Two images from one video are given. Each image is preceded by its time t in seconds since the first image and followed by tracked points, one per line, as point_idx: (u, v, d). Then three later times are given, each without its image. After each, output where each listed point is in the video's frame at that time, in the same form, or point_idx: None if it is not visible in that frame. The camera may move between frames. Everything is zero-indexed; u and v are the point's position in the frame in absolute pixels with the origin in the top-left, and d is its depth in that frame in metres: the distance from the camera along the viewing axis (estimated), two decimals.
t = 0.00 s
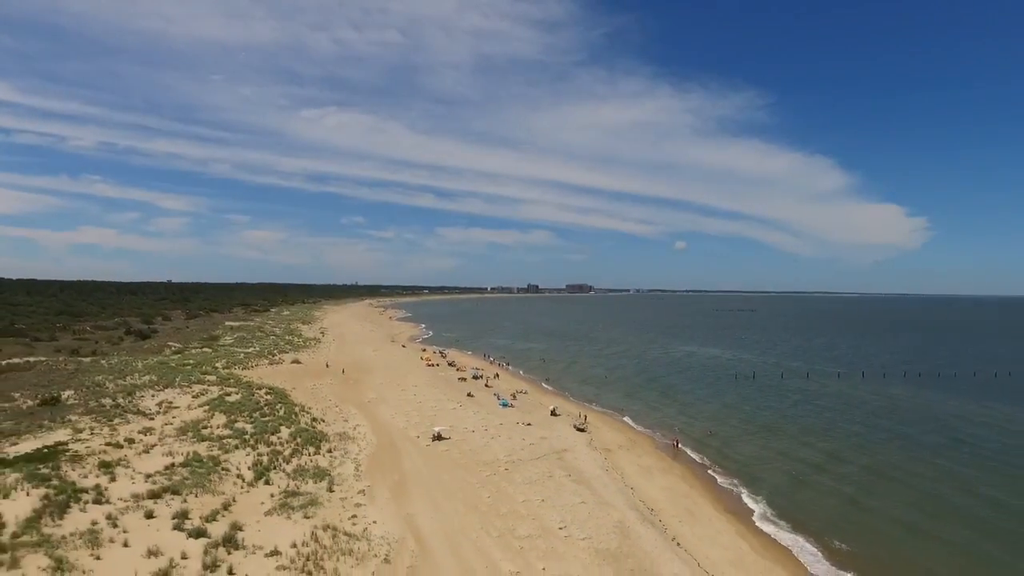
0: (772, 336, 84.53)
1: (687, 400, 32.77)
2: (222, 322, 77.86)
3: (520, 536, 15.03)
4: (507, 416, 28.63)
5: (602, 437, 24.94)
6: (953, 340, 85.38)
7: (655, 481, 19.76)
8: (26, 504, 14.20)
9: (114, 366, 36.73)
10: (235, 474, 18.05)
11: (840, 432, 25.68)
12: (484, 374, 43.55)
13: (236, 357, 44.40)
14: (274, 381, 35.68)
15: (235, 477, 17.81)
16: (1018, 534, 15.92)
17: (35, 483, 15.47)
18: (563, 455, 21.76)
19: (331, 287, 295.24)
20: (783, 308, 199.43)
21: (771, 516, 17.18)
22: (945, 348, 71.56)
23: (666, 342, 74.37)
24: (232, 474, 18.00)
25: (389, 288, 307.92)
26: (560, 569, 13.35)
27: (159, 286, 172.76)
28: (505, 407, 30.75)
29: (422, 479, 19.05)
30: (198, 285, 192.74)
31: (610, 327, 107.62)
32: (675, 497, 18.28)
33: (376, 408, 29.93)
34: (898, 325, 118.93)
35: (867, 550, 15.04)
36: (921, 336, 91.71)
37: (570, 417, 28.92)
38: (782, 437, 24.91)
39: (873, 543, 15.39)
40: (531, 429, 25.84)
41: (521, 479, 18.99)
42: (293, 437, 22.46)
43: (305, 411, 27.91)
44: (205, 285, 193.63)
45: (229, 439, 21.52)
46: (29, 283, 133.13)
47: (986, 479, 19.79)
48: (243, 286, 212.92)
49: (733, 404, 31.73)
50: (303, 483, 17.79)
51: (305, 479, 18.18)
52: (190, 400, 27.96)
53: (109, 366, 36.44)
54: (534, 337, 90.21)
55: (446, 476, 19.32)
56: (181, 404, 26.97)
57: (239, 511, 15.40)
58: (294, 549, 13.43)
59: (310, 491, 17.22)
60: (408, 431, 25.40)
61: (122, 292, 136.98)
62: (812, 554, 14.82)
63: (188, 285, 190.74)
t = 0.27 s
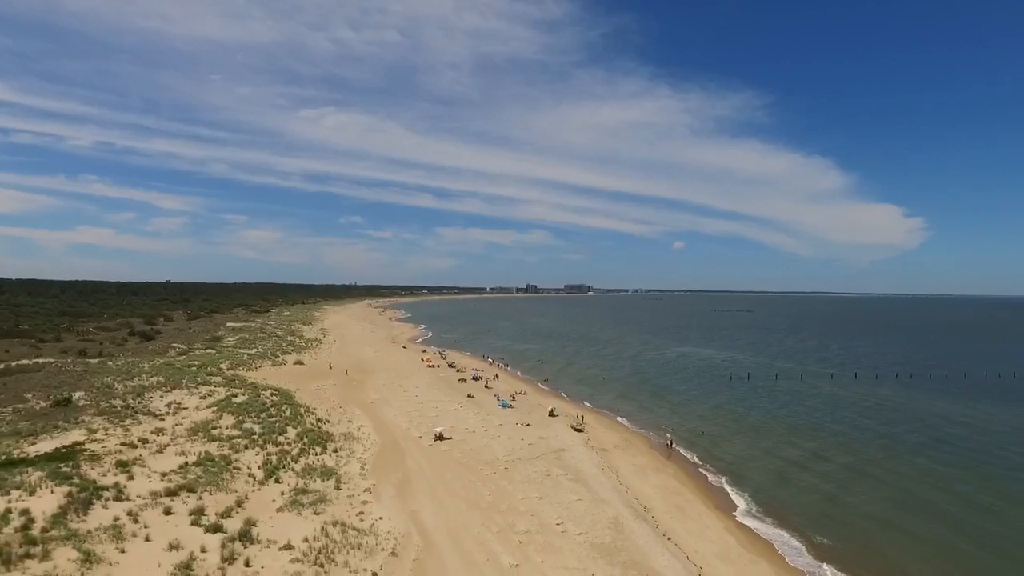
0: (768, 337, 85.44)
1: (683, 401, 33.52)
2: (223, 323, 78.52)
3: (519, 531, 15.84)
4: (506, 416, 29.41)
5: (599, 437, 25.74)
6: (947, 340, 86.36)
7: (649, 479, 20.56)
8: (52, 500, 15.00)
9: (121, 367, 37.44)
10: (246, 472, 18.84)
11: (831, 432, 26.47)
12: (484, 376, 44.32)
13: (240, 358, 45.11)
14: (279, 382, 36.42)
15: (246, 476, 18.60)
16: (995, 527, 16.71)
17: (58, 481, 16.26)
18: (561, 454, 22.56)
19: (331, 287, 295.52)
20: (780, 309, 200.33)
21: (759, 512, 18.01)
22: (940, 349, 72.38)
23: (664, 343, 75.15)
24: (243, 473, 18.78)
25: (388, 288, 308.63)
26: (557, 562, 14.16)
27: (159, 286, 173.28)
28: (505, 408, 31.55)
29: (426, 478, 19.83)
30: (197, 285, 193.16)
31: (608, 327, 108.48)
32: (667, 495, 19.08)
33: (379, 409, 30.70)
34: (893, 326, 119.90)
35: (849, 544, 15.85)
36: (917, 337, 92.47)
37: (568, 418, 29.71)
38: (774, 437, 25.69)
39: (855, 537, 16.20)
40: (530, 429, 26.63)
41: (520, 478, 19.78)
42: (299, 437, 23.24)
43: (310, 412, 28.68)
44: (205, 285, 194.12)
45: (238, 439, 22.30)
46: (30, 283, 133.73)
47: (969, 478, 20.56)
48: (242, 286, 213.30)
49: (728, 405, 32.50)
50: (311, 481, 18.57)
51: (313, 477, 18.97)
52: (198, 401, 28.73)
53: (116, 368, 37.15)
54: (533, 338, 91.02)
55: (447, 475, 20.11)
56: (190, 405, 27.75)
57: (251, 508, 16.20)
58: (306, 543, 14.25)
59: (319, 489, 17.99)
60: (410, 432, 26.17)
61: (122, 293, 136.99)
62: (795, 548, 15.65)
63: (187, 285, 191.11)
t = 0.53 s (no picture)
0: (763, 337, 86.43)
1: (677, 402, 34.33)
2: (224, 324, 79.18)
3: (517, 526, 16.67)
4: (505, 417, 30.23)
5: (595, 437, 26.57)
6: (939, 342, 87.45)
7: (642, 477, 21.40)
8: (73, 498, 15.76)
9: (126, 369, 38.11)
10: (256, 471, 19.61)
11: (819, 432, 27.30)
12: (483, 377, 45.11)
13: (242, 360, 45.81)
14: (282, 383, 37.16)
15: (255, 474, 19.37)
16: (971, 522, 17.53)
17: (77, 479, 17.01)
18: (558, 454, 23.40)
19: (329, 287, 295.81)
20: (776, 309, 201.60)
21: (747, 508, 18.85)
22: (931, 350, 73.43)
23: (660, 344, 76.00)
24: (253, 471, 19.56)
25: (385, 288, 309.30)
26: (553, 555, 14.99)
27: (158, 287, 173.93)
28: (503, 409, 32.36)
29: (428, 476, 20.65)
30: (195, 285, 193.62)
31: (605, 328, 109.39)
32: (659, 492, 19.93)
33: (380, 410, 31.48)
34: (887, 327, 121.04)
35: (832, 539, 16.67)
36: (910, 338, 93.52)
37: (565, 418, 30.52)
38: (764, 437, 26.51)
39: (838, 532, 17.02)
40: (528, 429, 27.44)
41: (518, 476, 20.61)
42: (305, 437, 24.02)
43: (314, 412, 29.45)
44: (203, 285, 194.46)
45: (246, 439, 23.06)
46: (28, 283, 134.09)
47: (950, 477, 21.39)
48: (240, 286, 213.64)
49: (720, 406, 33.32)
50: (318, 480, 19.36)
51: (320, 476, 19.75)
52: (205, 402, 29.47)
53: (122, 369, 37.82)
54: (531, 338, 91.81)
55: (449, 474, 20.92)
56: (196, 406, 28.49)
57: (262, 505, 16.97)
58: (316, 538, 15.04)
59: (325, 487, 18.78)
60: (412, 432, 26.94)
61: (121, 293, 137.39)
62: (780, 542, 16.49)
63: (185, 285, 191.50)
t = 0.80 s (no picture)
0: (758, 338, 87.33)
1: (671, 403, 35.13)
2: (223, 325, 79.55)
3: (515, 523, 17.47)
4: (503, 418, 31.00)
5: (590, 437, 27.37)
6: (933, 343, 88.40)
7: (635, 476, 22.22)
8: (91, 495, 16.51)
9: (130, 371, 38.70)
10: (264, 470, 20.38)
11: (808, 432, 28.12)
12: (482, 378, 45.81)
13: (244, 361, 46.45)
14: (284, 384, 37.85)
15: (263, 473, 20.12)
16: (948, 518, 18.36)
17: (93, 478, 17.76)
18: (554, 453, 24.21)
19: (327, 287, 296.50)
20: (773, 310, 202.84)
21: (735, 505, 19.69)
22: (923, 351, 74.42)
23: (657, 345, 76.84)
24: (261, 470, 20.31)
25: (383, 288, 309.81)
26: (549, 549, 15.80)
27: (155, 287, 174.62)
28: (501, 409, 33.13)
29: (429, 474, 21.49)
30: (193, 285, 193.56)
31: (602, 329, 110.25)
32: (651, 490, 20.78)
33: (382, 410, 32.22)
34: (881, 328, 122.16)
35: (814, 534, 17.50)
36: (903, 339, 94.56)
37: (562, 419, 31.30)
38: (754, 437, 27.35)
39: (821, 528, 17.85)
40: (526, 430, 28.22)
41: (516, 475, 21.43)
42: (309, 437, 24.74)
43: (317, 413, 30.18)
44: (201, 286, 194.82)
45: (252, 439, 23.80)
46: (27, 284, 134.53)
47: (930, 475, 22.26)
48: (239, 287, 214.04)
49: (713, 406, 34.17)
50: (324, 478, 20.13)
51: (325, 474, 20.52)
52: (210, 404, 30.15)
53: (126, 371, 38.41)
54: (528, 339, 92.52)
55: (449, 472, 21.72)
56: (202, 407, 29.23)
57: (271, 502, 17.73)
58: (324, 533, 15.80)
59: (331, 485, 19.54)
60: (412, 432, 27.72)
61: (120, 294, 137.91)
62: (765, 537, 17.33)
63: (183, 286, 191.47)
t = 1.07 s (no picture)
0: (755, 339, 88.07)
1: (666, 404, 35.91)
2: (225, 326, 80.24)
3: (514, 520, 18.25)
4: (503, 418, 31.77)
5: (587, 437, 28.17)
6: (928, 343, 89.18)
7: (630, 475, 23.01)
8: (108, 493, 17.25)
9: (136, 373, 39.40)
10: (272, 469, 21.13)
11: (799, 433, 28.89)
12: (481, 379, 46.55)
13: (247, 363, 47.18)
14: (287, 386, 38.59)
15: (271, 473, 20.88)
16: (928, 515, 19.16)
17: (109, 477, 18.51)
18: (552, 453, 24.99)
19: (326, 287, 297.12)
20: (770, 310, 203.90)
21: (725, 503, 20.48)
22: (917, 351, 75.22)
23: (655, 346, 77.64)
24: (269, 469, 21.06)
25: (382, 288, 310.50)
26: (546, 545, 16.60)
27: (155, 287, 175.39)
28: (501, 410, 33.90)
29: (431, 473, 22.27)
30: (192, 286, 193.93)
31: (600, 330, 111.05)
32: (645, 488, 21.59)
33: (384, 411, 32.99)
34: (878, 328, 122.99)
35: (800, 530, 18.30)
36: (898, 339, 95.35)
37: (559, 420, 32.10)
38: (746, 437, 28.12)
39: (807, 524, 18.63)
40: (525, 430, 28.99)
41: (515, 474, 22.22)
42: (314, 438, 25.50)
43: (321, 414, 30.92)
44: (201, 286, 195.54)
45: (259, 440, 24.54)
46: (28, 285, 135.32)
47: (914, 474, 23.06)
48: (238, 287, 214.77)
49: (707, 407, 34.94)
50: (329, 477, 20.89)
51: (330, 474, 21.28)
52: (216, 405, 30.88)
53: (132, 373, 39.10)
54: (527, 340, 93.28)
55: (450, 472, 22.48)
56: (209, 408, 29.96)
57: (280, 500, 18.47)
58: (332, 529, 16.56)
59: (336, 484, 20.30)
60: (414, 433, 28.49)
61: (121, 295, 138.73)
62: (753, 533, 18.13)
63: (183, 286, 192.04)
